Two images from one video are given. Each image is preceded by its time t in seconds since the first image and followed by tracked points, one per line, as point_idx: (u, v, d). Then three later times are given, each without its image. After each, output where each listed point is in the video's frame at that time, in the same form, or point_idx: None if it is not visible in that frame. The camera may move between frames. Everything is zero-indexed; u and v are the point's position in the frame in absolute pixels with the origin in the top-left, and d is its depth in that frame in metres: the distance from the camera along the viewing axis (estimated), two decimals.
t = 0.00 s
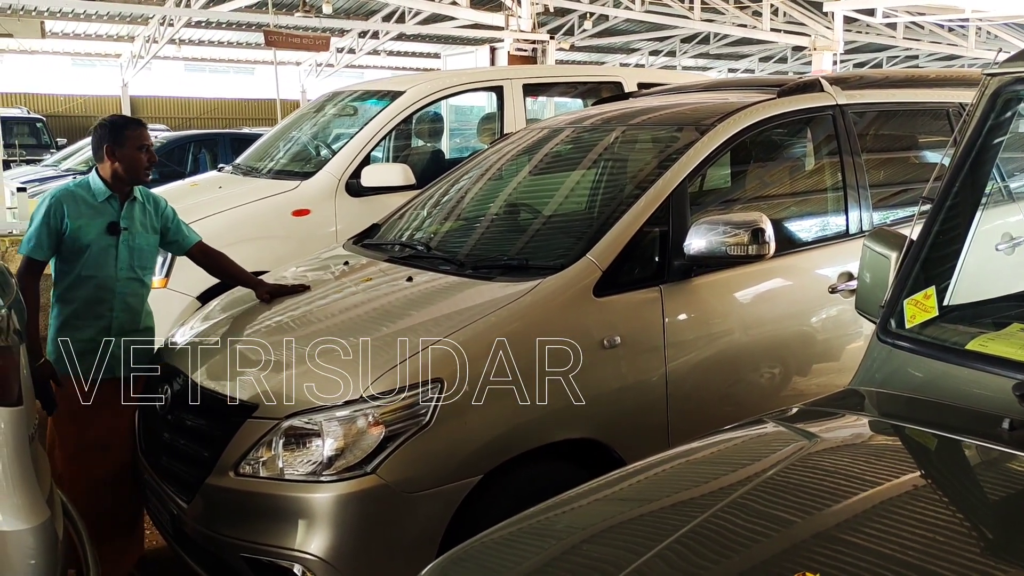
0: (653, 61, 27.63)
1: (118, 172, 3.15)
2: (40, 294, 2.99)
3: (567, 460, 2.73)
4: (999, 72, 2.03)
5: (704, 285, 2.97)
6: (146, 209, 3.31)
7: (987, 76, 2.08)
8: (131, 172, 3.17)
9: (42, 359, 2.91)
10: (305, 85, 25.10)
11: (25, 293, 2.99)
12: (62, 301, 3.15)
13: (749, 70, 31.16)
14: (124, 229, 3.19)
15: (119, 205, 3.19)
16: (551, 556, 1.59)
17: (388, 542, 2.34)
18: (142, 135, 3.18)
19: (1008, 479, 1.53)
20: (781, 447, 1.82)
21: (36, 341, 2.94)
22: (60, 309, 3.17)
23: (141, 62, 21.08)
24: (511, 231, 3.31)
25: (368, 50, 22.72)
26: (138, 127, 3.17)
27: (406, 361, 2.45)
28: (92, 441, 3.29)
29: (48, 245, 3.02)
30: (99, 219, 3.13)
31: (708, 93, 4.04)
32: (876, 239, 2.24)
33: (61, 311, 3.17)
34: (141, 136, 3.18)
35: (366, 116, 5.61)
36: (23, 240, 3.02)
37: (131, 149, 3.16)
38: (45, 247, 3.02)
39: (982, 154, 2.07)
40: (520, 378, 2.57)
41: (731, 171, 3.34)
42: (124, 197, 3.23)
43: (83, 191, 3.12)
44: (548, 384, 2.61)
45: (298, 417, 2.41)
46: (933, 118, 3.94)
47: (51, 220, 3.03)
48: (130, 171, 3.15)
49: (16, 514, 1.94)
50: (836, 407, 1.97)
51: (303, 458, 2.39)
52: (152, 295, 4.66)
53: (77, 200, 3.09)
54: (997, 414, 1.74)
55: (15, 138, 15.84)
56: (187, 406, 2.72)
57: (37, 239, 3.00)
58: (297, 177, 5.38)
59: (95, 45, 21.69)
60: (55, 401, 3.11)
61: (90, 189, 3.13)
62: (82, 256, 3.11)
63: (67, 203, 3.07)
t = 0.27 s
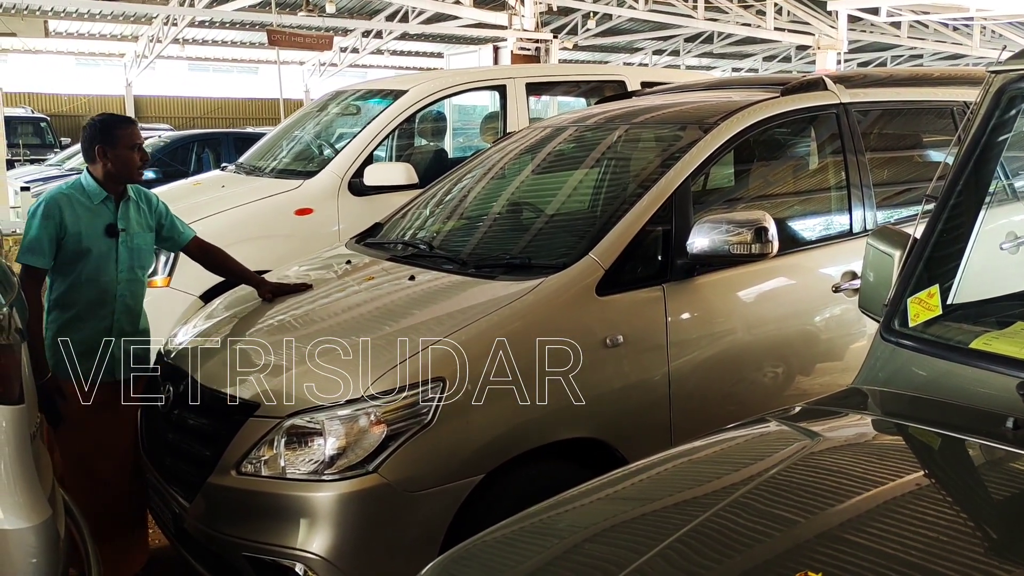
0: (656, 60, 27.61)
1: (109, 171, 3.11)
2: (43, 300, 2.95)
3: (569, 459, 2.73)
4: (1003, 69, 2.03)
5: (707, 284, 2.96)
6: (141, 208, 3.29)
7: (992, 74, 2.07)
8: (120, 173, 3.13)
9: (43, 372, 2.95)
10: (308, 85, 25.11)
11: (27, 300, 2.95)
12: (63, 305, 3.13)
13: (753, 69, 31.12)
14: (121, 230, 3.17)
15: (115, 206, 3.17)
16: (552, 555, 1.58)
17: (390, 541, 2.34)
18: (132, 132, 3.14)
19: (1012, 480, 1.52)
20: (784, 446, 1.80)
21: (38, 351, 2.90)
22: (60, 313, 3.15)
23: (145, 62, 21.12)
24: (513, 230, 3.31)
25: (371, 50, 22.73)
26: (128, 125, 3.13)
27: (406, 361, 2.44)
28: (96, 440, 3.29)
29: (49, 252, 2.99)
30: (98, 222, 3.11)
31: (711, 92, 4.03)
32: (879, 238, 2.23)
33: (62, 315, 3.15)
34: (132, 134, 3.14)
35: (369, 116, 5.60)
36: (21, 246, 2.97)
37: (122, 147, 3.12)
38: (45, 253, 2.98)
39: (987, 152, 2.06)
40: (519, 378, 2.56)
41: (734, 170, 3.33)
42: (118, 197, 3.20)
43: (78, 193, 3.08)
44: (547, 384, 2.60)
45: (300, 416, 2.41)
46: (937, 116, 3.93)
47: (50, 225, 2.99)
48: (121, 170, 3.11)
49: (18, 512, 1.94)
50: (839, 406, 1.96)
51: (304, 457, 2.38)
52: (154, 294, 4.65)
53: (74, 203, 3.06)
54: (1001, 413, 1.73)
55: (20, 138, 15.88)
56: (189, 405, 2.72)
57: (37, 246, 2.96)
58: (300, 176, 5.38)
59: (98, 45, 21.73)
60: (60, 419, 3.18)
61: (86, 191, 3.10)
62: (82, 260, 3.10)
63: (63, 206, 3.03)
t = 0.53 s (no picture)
0: (660, 60, 27.58)
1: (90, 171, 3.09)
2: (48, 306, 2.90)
3: (571, 459, 2.73)
4: (1005, 69, 2.03)
5: (709, 284, 2.96)
6: (136, 208, 3.26)
7: (992, 73, 2.07)
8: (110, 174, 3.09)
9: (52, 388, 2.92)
10: (312, 85, 25.14)
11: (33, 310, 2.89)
12: (65, 311, 3.09)
13: (757, 68, 31.08)
14: (120, 232, 3.14)
15: (111, 209, 3.14)
16: (553, 554, 1.58)
17: (391, 540, 2.35)
18: (107, 128, 3.06)
19: (1012, 480, 1.51)
20: (785, 447, 1.80)
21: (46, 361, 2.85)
22: (60, 319, 3.10)
23: (150, 61, 21.17)
24: (516, 230, 3.31)
25: (375, 50, 22.75)
26: (101, 121, 3.05)
27: (407, 361, 2.45)
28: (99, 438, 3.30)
29: (49, 257, 2.95)
30: (97, 225, 3.08)
31: (714, 92, 4.03)
32: (879, 238, 2.23)
33: (64, 321, 3.10)
34: (106, 130, 3.06)
35: (372, 115, 5.61)
36: (20, 252, 2.93)
37: (97, 145, 3.07)
38: (44, 258, 2.95)
39: (988, 151, 2.06)
40: (519, 378, 2.56)
41: (737, 169, 3.33)
42: (113, 198, 3.16)
43: (74, 196, 3.04)
44: (548, 384, 2.60)
45: (302, 415, 2.42)
46: (940, 116, 3.92)
47: (48, 230, 2.94)
48: (110, 171, 3.07)
49: (20, 511, 1.94)
50: (840, 406, 1.96)
51: (307, 456, 2.39)
52: (157, 294, 4.66)
53: (71, 207, 3.02)
54: (1001, 414, 1.73)
55: (24, 138, 15.93)
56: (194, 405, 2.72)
57: (37, 251, 2.92)
58: (303, 175, 5.38)
59: (102, 45, 21.78)
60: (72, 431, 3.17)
61: (82, 194, 3.06)
62: (83, 264, 3.06)
63: (61, 210, 2.99)
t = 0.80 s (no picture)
0: (663, 59, 27.57)
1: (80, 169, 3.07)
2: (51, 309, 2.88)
3: (572, 459, 2.73)
4: (1005, 68, 2.02)
5: (710, 284, 2.96)
6: (134, 209, 3.23)
7: (993, 72, 2.07)
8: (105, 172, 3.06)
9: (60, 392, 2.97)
10: (315, 85, 25.16)
11: (36, 313, 2.86)
12: (65, 313, 3.06)
13: (760, 68, 31.04)
14: (117, 233, 3.11)
15: (109, 209, 3.10)
16: (554, 554, 1.58)
17: (392, 540, 2.35)
18: (99, 127, 3.05)
19: (1013, 481, 1.51)
20: (786, 447, 1.80)
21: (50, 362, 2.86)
22: (62, 321, 3.07)
23: (153, 61, 21.20)
24: (517, 230, 3.31)
25: (377, 50, 22.76)
26: (95, 120, 3.05)
27: (408, 361, 2.45)
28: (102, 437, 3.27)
29: (49, 259, 2.92)
30: (94, 227, 3.04)
31: (716, 91, 4.02)
32: (880, 238, 2.23)
33: (65, 324, 3.07)
34: (98, 129, 3.05)
35: (375, 115, 5.61)
36: (19, 255, 2.90)
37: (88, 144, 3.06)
38: (45, 260, 2.92)
39: (988, 151, 2.05)
40: (520, 378, 2.56)
41: (739, 169, 3.32)
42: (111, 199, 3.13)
43: (71, 198, 3.00)
44: (548, 384, 2.60)
45: (303, 415, 2.42)
46: (943, 115, 3.91)
47: (46, 232, 2.91)
48: (104, 169, 3.04)
49: (21, 510, 1.95)
50: (840, 406, 1.95)
51: (307, 456, 2.39)
52: (159, 294, 4.67)
53: (68, 208, 2.98)
54: (1002, 414, 1.72)
55: (28, 136, 15.98)
56: (196, 407, 2.72)
57: (35, 254, 2.89)
58: (305, 175, 5.39)
59: (106, 45, 21.82)
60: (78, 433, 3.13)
61: (79, 195, 3.02)
62: (80, 267, 3.03)
63: (57, 211, 2.95)
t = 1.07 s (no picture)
0: (666, 59, 27.54)
1: (75, 169, 3.06)
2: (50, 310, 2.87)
3: (572, 459, 2.73)
4: (1005, 68, 2.01)
5: (711, 284, 2.95)
6: (130, 209, 3.21)
7: (993, 72, 2.06)
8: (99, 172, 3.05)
9: (60, 394, 2.97)
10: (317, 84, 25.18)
11: (35, 314, 2.84)
12: (63, 315, 3.04)
13: (763, 68, 31.01)
14: (114, 234, 3.08)
15: (105, 210, 3.07)
16: (553, 555, 1.57)
17: (391, 540, 2.35)
18: (93, 126, 3.03)
19: (1013, 482, 1.50)
20: (786, 448, 1.79)
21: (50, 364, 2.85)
22: (61, 322, 3.04)
23: (156, 61, 21.23)
24: (518, 230, 3.31)
25: (380, 49, 22.77)
26: (88, 119, 3.03)
27: (407, 361, 2.44)
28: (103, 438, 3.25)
29: (46, 260, 2.90)
30: (90, 227, 3.02)
31: (718, 91, 4.01)
32: (880, 238, 2.22)
33: (64, 326, 3.05)
34: (92, 128, 3.03)
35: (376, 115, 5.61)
36: (16, 256, 2.88)
37: (82, 142, 3.04)
38: (42, 262, 2.90)
39: (988, 151, 2.04)
40: (519, 378, 2.56)
41: (740, 169, 3.32)
42: (107, 199, 3.11)
43: (67, 198, 2.98)
44: (548, 384, 2.59)
45: (301, 415, 2.41)
46: (946, 115, 3.89)
47: (42, 233, 2.89)
48: (97, 168, 3.03)
49: (18, 510, 1.95)
50: (840, 406, 1.95)
51: (306, 456, 2.39)
52: (160, 294, 4.67)
53: (64, 208, 2.96)
54: (1002, 415, 1.71)
55: (31, 136, 16.02)
56: (196, 407, 2.71)
57: (31, 254, 2.87)
58: (306, 175, 5.38)
59: (109, 45, 21.85)
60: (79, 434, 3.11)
61: (75, 195, 3.00)
62: (77, 268, 3.00)
63: (53, 212, 2.93)
